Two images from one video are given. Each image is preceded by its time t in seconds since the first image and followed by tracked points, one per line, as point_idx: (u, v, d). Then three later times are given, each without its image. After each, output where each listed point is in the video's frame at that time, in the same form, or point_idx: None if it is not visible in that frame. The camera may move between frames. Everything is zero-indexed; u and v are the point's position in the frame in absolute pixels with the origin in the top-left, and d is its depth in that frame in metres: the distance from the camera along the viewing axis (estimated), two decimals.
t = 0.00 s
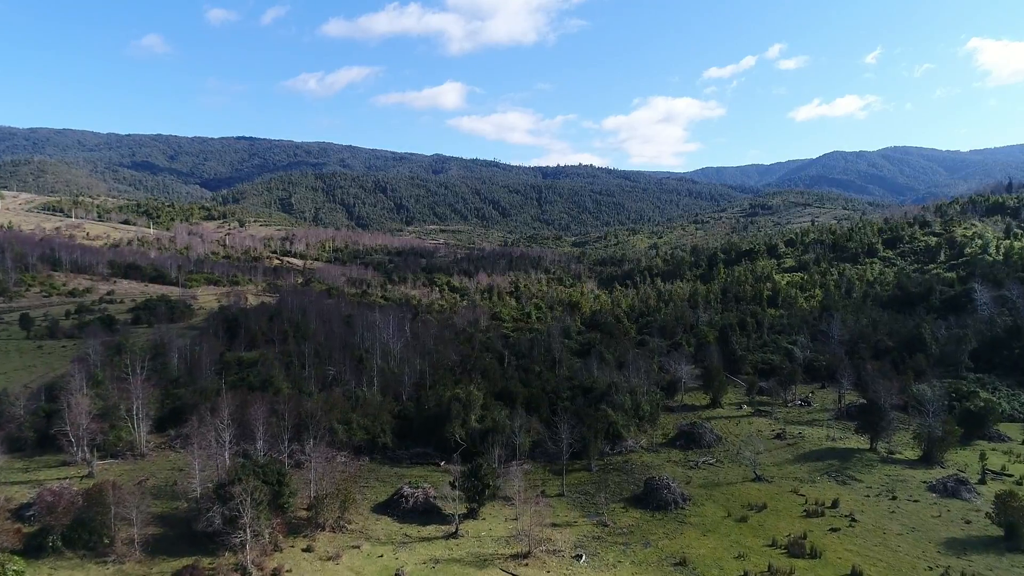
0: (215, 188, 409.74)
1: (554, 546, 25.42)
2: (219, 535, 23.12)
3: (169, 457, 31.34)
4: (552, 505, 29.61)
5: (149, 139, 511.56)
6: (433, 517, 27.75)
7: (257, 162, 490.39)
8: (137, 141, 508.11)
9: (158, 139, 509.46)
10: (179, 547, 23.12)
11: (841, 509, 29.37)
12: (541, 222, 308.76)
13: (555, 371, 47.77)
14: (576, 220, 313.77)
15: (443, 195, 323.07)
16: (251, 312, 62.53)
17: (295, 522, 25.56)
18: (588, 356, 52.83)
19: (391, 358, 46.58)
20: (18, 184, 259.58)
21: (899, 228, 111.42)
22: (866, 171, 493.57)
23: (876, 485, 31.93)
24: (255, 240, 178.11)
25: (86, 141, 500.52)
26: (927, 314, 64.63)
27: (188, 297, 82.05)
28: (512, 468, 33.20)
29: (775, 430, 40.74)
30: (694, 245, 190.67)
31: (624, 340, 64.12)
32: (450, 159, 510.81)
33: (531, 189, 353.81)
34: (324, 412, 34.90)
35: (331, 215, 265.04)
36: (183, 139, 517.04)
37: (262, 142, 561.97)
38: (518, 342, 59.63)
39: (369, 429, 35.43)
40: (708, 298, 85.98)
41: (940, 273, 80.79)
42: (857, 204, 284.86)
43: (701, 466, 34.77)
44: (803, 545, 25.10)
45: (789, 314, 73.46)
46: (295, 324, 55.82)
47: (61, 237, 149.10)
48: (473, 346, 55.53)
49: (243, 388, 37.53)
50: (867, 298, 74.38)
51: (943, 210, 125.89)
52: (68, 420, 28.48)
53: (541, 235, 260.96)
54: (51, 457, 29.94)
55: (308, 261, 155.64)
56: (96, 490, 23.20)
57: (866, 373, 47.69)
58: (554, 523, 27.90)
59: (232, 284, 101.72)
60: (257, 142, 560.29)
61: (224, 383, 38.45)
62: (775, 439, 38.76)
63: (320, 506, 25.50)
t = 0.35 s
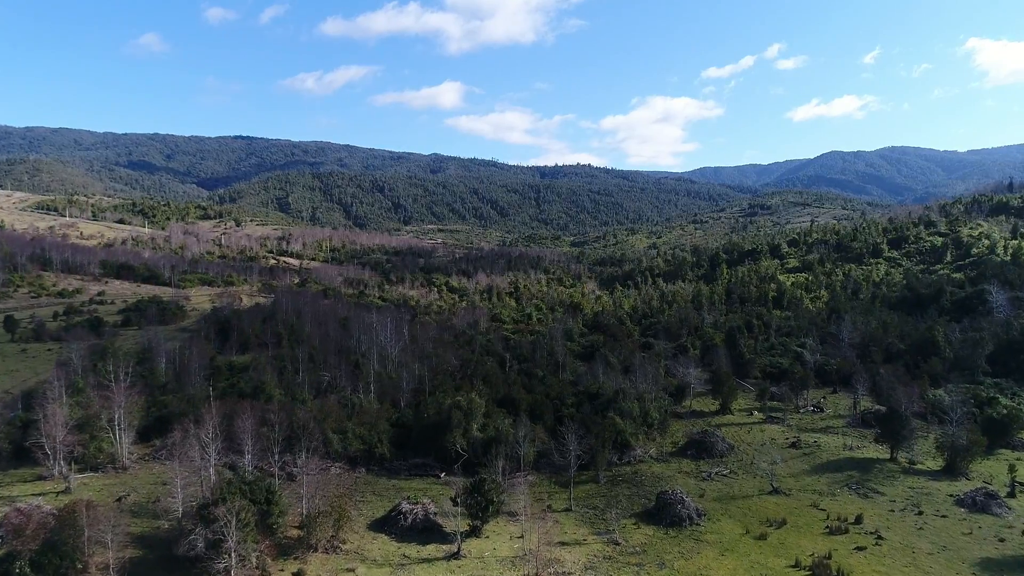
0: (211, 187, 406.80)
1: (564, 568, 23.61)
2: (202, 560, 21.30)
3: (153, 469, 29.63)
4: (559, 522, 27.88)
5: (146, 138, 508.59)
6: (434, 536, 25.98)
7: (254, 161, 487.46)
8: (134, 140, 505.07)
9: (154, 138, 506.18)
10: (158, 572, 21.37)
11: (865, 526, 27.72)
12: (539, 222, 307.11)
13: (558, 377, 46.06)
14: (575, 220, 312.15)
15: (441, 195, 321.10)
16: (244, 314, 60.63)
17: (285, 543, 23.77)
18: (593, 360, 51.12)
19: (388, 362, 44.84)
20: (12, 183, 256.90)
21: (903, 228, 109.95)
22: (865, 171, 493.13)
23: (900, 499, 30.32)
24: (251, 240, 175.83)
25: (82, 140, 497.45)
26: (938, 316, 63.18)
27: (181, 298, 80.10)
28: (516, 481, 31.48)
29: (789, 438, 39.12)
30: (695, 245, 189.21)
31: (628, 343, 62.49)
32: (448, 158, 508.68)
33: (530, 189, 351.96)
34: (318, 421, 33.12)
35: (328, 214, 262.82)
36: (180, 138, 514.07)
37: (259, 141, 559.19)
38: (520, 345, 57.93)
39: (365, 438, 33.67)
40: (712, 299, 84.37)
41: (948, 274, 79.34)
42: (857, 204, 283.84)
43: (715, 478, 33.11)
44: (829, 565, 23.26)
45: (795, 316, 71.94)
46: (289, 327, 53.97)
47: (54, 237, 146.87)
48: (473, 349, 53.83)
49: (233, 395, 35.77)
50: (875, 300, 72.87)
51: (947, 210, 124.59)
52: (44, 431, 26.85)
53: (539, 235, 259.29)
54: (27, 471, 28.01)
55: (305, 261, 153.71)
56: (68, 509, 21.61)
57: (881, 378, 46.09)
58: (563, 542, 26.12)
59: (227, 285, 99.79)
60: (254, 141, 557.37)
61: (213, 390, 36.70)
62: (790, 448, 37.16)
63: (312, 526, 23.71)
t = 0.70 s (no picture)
0: (209, 186, 404.32)
1: None
2: None
3: (135, 484, 27.78)
4: (570, 540, 26.04)
5: (142, 137, 505.56)
6: (436, 557, 24.05)
7: (252, 160, 484.80)
8: (130, 139, 501.74)
9: (151, 137, 503.23)
10: None
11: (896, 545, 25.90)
12: (538, 222, 305.36)
13: (564, 382, 44.26)
14: (575, 220, 310.45)
15: (439, 194, 319.13)
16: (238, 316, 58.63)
17: (275, 568, 21.87)
18: (599, 364, 49.38)
19: (387, 367, 43.06)
20: (7, 181, 254.19)
21: (909, 228, 108.44)
22: (864, 171, 492.44)
23: (930, 514, 28.55)
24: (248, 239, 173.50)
25: (78, 138, 493.95)
26: (951, 319, 61.53)
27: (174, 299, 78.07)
28: (523, 495, 29.71)
29: (807, 447, 37.43)
30: (696, 245, 187.48)
31: (633, 347, 60.75)
32: (446, 157, 506.55)
33: (529, 189, 350.17)
34: (312, 432, 31.24)
35: (326, 213, 260.68)
36: (177, 137, 511.12)
37: (257, 140, 556.01)
38: (522, 348, 56.10)
39: (362, 449, 31.80)
40: (718, 300, 82.62)
41: (959, 276, 77.70)
42: (857, 204, 282.71)
43: (731, 491, 31.39)
44: None
45: (803, 318, 70.35)
46: (284, 329, 52.04)
47: (47, 237, 144.59)
48: (474, 353, 51.98)
49: (222, 403, 33.91)
50: (885, 301, 71.27)
51: (953, 209, 123.04)
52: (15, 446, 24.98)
53: (538, 235, 257.47)
54: None
55: (302, 261, 151.75)
56: (36, 534, 19.70)
57: (898, 384, 44.42)
58: (576, 562, 24.22)
59: (221, 285, 97.77)
60: (252, 140, 554.31)
61: (203, 398, 34.83)
62: (808, 458, 35.46)
63: (305, 548, 21.77)
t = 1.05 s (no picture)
0: (206, 186, 401.94)
1: None
2: None
3: (117, 501, 25.90)
4: (584, 561, 24.15)
5: (139, 135, 502.57)
6: None
7: (249, 160, 482.17)
8: (127, 138, 498.91)
9: (148, 136, 500.24)
10: None
11: (935, 565, 24.03)
12: (538, 221, 303.73)
13: (571, 388, 42.46)
14: (574, 220, 308.84)
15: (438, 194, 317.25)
16: (231, 318, 56.63)
17: None
18: (606, 369, 47.60)
19: (386, 371, 41.21)
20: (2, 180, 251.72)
21: (916, 228, 106.92)
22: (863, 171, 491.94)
23: (966, 532, 26.76)
24: (245, 239, 171.35)
25: (75, 137, 491.12)
26: (966, 322, 59.87)
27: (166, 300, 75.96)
28: (531, 511, 27.94)
29: (827, 457, 35.71)
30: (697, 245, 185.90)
31: (640, 350, 59.01)
32: (444, 157, 504.58)
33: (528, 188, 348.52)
34: (307, 443, 29.35)
35: (324, 213, 258.50)
36: (174, 137, 508.43)
37: (255, 139, 553.46)
38: (526, 352, 54.28)
39: (361, 462, 30.00)
40: (724, 301, 80.84)
41: (971, 277, 76.09)
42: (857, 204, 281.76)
43: (752, 506, 29.65)
44: None
45: (813, 320, 68.72)
46: (280, 332, 50.12)
47: (41, 236, 142.38)
48: (477, 358, 50.16)
49: (213, 412, 32.03)
50: (896, 302, 69.62)
51: (959, 209, 121.64)
52: None
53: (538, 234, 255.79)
54: None
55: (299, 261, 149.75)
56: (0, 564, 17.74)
57: (919, 390, 42.74)
58: None
59: (217, 285, 95.79)
60: (250, 140, 551.78)
61: (192, 406, 32.96)
62: (830, 469, 33.79)
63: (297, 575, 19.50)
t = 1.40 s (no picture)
0: (203, 185, 399.30)
1: None
2: None
3: (97, 522, 23.95)
4: None
5: (137, 135, 499.65)
6: None
7: (247, 159, 479.66)
8: (125, 138, 495.96)
9: (145, 135, 497.11)
10: None
11: None
12: (537, 221, 302.01)
13: (580, 395, 40.64)
14: (574, 220, 307.11)
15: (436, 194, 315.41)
16: (225, 320, 54.65)
17: None
18: (615, 375, 45.75)
19: (386, 377, 39.26)
20: None
21: (923, 228, 105.37)
22: (862, 171, 491.34)
23: (1010, 552, 24.89)
24: (241, 238, 169.19)
25: (72, 136, 487.85)
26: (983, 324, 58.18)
27: (159, 301, 73.91)
28: (542, 532, 26.03)
29: (851, 469, 33.93)
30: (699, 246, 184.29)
31: (647, 354, 57.23)
32: (443, 157, 502.55)
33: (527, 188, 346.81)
34: (302, 457, 27.41)
35: (322, 213, 256.41)
36: (171, 136, 505.56)
37: (253, 138, 550.62)
38: (530, 356, 52.43)
39: (360, 477, 28.11)
40: (731, 302, 79.10)
41: (982, 278, 74.52)
42: (858, 204, 280.58)
43: (777, 523, 27.85)
44: None
45: (823, 322, 67.07)
46: (276, 336, 48.19)
47: (34, 236, 140.12)
48: (480, 363, 48.30)
49: (202, 423, 30.09)
50: (909, 304, 67.90)
51: (965, 209, 120.23)
52: None
53: (537, 234, 254.09)
54: None
55: (297, 261, 147.77)
56: None
57: (942, 397, 40.98)
58: None
59: (212, 286, 93.80)
60: (247, 139, 549.05)
61: (180, 417, 31.01)
62: (856, 482, 32.00)
63: None
